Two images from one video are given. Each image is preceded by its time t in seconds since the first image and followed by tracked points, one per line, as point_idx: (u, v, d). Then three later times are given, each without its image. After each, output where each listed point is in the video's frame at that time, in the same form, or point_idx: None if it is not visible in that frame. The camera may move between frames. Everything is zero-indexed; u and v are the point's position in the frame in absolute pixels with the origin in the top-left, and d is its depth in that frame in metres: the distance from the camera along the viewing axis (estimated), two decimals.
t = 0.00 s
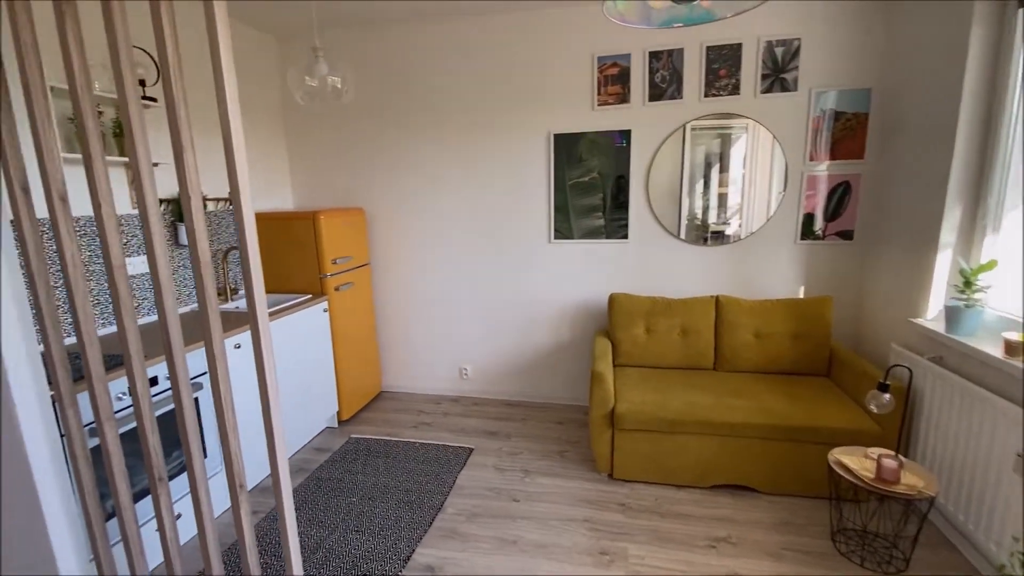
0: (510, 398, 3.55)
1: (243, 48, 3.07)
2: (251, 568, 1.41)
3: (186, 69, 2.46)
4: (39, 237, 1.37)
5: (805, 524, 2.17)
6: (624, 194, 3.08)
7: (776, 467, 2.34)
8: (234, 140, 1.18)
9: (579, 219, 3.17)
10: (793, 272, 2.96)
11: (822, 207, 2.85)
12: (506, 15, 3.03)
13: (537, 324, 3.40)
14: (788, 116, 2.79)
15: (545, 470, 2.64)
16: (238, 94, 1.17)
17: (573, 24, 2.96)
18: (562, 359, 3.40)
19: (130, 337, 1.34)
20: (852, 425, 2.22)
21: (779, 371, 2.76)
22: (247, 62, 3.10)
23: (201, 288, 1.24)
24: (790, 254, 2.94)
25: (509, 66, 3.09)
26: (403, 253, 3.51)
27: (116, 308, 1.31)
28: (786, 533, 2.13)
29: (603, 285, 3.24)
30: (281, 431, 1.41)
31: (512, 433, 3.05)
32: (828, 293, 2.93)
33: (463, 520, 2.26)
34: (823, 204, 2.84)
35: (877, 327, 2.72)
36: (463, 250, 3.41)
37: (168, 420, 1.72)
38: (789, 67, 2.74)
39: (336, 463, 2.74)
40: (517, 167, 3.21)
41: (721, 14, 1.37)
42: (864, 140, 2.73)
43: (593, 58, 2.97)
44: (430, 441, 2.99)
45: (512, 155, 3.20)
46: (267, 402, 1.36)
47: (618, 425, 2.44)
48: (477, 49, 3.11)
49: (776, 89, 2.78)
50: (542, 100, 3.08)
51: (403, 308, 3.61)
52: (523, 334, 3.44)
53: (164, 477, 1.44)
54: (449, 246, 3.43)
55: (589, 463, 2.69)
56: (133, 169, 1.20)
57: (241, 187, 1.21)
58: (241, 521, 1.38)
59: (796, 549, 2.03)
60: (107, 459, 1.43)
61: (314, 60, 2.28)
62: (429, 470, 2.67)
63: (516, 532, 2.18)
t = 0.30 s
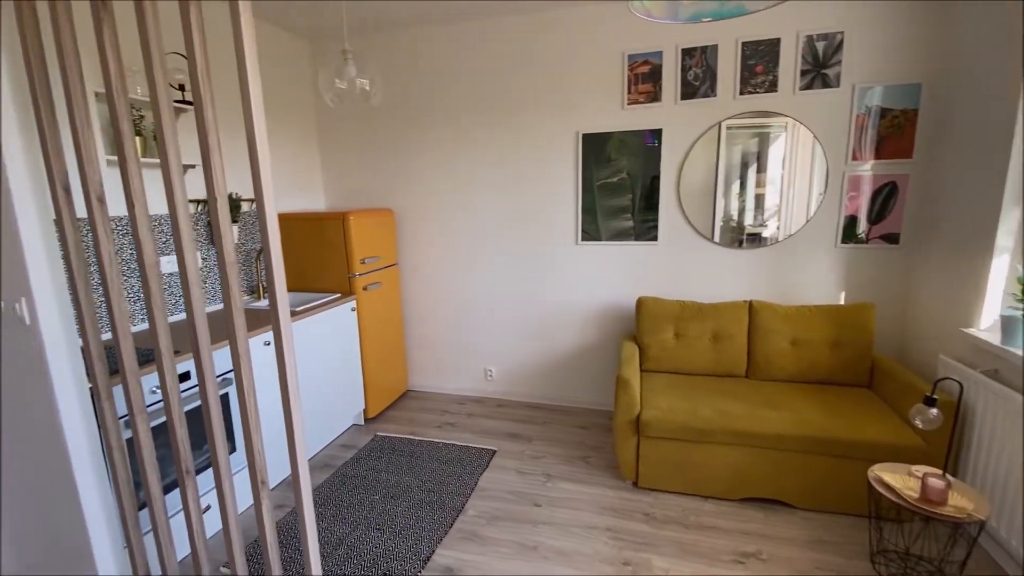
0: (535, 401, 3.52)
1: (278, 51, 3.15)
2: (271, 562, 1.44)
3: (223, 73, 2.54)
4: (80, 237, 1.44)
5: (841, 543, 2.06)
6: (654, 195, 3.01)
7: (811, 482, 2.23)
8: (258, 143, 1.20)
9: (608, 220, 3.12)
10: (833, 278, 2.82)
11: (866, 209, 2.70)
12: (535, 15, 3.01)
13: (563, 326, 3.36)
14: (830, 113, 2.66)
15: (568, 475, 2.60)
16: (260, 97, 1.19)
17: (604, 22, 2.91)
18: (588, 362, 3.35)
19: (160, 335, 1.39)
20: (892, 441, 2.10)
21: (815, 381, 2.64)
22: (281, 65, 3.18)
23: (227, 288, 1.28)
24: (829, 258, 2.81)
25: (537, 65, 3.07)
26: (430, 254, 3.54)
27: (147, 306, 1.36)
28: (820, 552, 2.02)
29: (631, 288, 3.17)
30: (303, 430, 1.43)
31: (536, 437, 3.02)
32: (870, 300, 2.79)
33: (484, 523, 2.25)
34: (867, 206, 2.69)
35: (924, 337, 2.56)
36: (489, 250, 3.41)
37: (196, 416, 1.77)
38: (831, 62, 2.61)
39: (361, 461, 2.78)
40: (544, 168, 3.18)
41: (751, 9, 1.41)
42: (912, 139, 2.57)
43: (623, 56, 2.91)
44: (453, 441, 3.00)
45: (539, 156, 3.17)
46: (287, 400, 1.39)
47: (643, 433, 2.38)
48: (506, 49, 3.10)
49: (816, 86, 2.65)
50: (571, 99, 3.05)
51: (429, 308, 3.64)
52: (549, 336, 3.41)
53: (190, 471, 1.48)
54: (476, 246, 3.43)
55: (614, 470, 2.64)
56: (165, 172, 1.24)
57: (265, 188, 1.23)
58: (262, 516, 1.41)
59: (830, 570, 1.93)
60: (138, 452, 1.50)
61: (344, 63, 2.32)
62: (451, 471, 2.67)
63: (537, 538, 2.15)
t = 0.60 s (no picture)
0: (559, 405, 3.48)
1: (310, 56, 3.22)
2: (289, 559, 1.47)
3: (257, 78, 2.63)
4: (114, 239, 1.51)
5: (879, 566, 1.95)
6: (683, 197, 2.93)
7: (846, 499, 2.12)
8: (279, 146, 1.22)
9: (635, 223, 3.05)
10: (874, 285, 2.68)
11: (912, 212, 2.54)
12: (563, 15, 2.98)
13: (588, 330, 3.31)
14: (874, 111, 2.53)
15: (590, 482, 2.56)
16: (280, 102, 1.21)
17: (633, 20, 2.85)
18: (613, 367, 3.29)
19: (187, 333, 1.43)
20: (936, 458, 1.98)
21: (853, 392, 2.51)
22: (313, 70, 3.26)
23: (249, 288, 1.31)
24: (870, 264, 2.68)
25: (565, 65, 3.03)
26: (456, 255, 3.55)
27: (175, 306, 1.40)
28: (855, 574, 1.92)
29: (658, 292, 3.10)
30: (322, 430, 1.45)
31: (559, 442, 2.99)
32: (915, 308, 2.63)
33: (503, 528, 2.23)
34: (913, 209, 2.53)
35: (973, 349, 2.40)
36: (514, 252, 3.40)
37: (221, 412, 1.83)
38: (874, 58, 2.48)
39: (384, 460, 2.80)
40: (571, 169, 3.14)
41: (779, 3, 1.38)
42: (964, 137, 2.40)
43: (652, 55, 2.85)
44: (475, 443, 2.99)
45: (566, 157, 3.14)
46: (304, 399, 1.43)
47: (669, 442, 2.32)
48: (533, 50, 3.08)
49: (858, 83, 2.53)
50: (599, 99, 3.00)
51: (453, 309, 3.65)
52: (574, 340, 3.36)
53: (215, 466, 1.53)
54: (501, 248, 3.42)
55: (637, 479, 2.58)
56: (192, 175, 1.29)
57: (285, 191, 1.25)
58: (281, 514, 1.44)
59: None
60: (167, 445, 1.56)
61: (371, 66, 2.35)
62: (472, 473, 2.66)
63: (556, 545, 2.12)
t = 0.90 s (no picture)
0: (584, 409, 3.44)
1: (340, 61, 3.29)
2: (310, 557, 1.48)
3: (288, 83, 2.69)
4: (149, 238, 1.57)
5: None
6: (715, 199, 2.85)
7: (887, 516, 2.01)
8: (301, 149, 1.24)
9: (664, 225, 2.98)
10: (919, 291, 2.54)
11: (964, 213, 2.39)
12: (592, 13, 2.94)
13: (614, 333, 3.26)
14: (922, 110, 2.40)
15: (614, 489, 2.51)
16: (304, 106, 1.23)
17: (664, 18, 2.79)
18: (639, 372, 3.23)
19: (215, 332, 1.46)
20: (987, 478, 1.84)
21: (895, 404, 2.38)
22: (343, 74, 3.32)
23: (274, 289, 1.33)
24: (916, 269, 2.52)
25: (593, 65, 2.99)
26: (482, 255, 3.55)
27: (204, 306, 1.44)
28: None
29: (687, 296, 3.02)
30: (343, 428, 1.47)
31: (583, 447, 2.95)
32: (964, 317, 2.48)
33: (524, 533, 2.21)
34: (964, 210, 2.39)
35: None
36: (540, 254, 3.38)
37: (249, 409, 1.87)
38: (921, 52, 2.35)
39: (408, 459, 2.83)
40: (599, 171, 3.10)
41: None
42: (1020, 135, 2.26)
43: (684, 53, 2.78)
44: (498, 445, 2.98)
45: (594, 158, 3.10)
46: (325, 398, 1.45)
47: (696, 451, 2.25)
48: (561, 50, 3.05)
49: (904, 78, 2.40)
50: (627, 99, 2.95)
51: (478, 311, 3.65)
52: (600, 343, 3.31)
53: (241, 462, 1.56)
54: (527, 250, 3.41)
55: (663, 488, 2.51)
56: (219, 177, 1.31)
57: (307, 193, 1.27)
58: (302, 512, 1.46)
59: None
60: (196, 440, 1.61)
61: (399, 69, 2.37)
62: (494, 475, 2.66)
63: (578, 553, 2.08)
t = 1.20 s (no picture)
0: (611, 413, 3.40)
1: (373, 65, 3.35)
2: (338, 552, 1.51)
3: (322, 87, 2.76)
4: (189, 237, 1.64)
5: None
6: (750, 200, 2.76)
7: (935, 535, 1.90)
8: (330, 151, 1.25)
9: (696, 226, 2.92)
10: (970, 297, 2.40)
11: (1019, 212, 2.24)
12: (623, 11, 2.90)
13: (642, 337, 3.21)
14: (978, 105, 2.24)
15: (642, 495, 2.47)
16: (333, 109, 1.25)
17: (697, 15, 2.73)
18: (669, 376, 3.17)
19: (250, 329, 1.51)
20: None
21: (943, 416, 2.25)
22: (376, 78, 3.39)
23: (306, 288, 1.36)
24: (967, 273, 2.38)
25: (624, 64, 2.96)
26: (510, 256, 3.56)
27: (239, 303, 1.48)
28: None
29: (720, 300, 2.94)
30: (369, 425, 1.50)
31: (610, 451, 2.91)
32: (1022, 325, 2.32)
33: (549, 536, 2.19)
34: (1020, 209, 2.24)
35: None
36: (568, 256, 3.36)
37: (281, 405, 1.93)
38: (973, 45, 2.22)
39: (435, 458, 2.85)
40: (630, 171, 3.06)
41: None
42: None
43: (718, 50, 2.71)
44: (523, 447, 2.98)
45: (624, 158, 3.06)
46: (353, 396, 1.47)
47: (727, 459, 2.19)
48: (592, 49, 3.02)
49: (956, 72, 2.26)
50: (659, 99, 2.90)
51: (506, 311, 3.66)
52: (628, 346, 3.27)
53: (272, 456, 1.60)
54: (555, 251, 3.39)
55: (692, 495, 2.46)
56: (254, 176, 1.35)
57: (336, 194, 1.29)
58: (331, 508, 1.48)
59: None
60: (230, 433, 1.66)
61: (429, 71, 2.40)
62: (520, 477, 2.65)
63: (603, 558, 2.06)
